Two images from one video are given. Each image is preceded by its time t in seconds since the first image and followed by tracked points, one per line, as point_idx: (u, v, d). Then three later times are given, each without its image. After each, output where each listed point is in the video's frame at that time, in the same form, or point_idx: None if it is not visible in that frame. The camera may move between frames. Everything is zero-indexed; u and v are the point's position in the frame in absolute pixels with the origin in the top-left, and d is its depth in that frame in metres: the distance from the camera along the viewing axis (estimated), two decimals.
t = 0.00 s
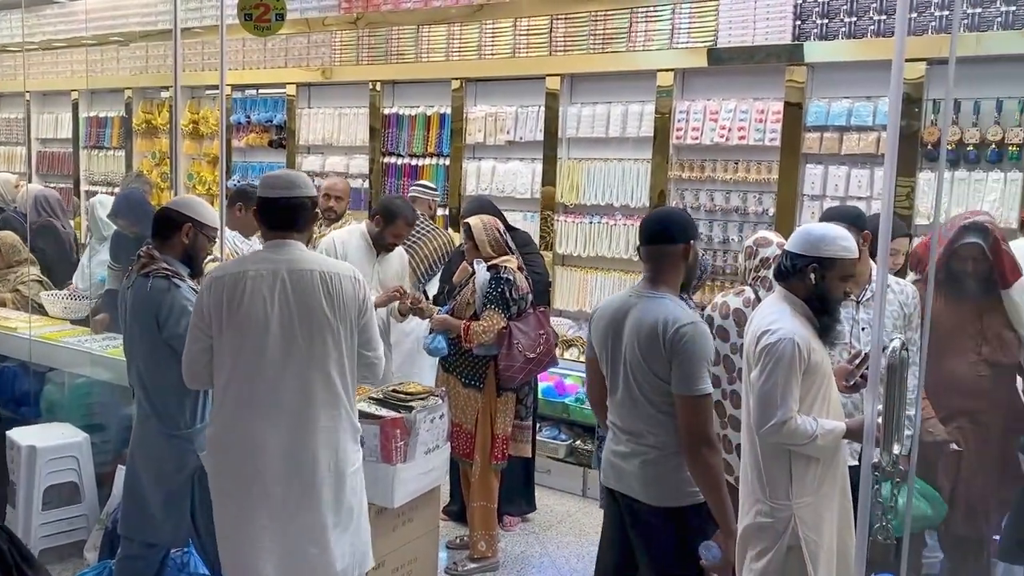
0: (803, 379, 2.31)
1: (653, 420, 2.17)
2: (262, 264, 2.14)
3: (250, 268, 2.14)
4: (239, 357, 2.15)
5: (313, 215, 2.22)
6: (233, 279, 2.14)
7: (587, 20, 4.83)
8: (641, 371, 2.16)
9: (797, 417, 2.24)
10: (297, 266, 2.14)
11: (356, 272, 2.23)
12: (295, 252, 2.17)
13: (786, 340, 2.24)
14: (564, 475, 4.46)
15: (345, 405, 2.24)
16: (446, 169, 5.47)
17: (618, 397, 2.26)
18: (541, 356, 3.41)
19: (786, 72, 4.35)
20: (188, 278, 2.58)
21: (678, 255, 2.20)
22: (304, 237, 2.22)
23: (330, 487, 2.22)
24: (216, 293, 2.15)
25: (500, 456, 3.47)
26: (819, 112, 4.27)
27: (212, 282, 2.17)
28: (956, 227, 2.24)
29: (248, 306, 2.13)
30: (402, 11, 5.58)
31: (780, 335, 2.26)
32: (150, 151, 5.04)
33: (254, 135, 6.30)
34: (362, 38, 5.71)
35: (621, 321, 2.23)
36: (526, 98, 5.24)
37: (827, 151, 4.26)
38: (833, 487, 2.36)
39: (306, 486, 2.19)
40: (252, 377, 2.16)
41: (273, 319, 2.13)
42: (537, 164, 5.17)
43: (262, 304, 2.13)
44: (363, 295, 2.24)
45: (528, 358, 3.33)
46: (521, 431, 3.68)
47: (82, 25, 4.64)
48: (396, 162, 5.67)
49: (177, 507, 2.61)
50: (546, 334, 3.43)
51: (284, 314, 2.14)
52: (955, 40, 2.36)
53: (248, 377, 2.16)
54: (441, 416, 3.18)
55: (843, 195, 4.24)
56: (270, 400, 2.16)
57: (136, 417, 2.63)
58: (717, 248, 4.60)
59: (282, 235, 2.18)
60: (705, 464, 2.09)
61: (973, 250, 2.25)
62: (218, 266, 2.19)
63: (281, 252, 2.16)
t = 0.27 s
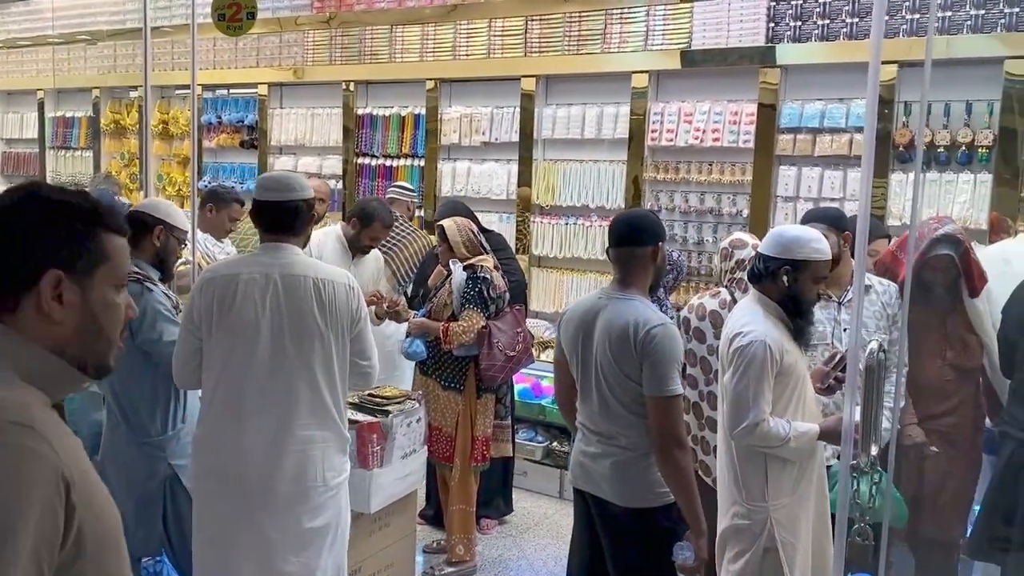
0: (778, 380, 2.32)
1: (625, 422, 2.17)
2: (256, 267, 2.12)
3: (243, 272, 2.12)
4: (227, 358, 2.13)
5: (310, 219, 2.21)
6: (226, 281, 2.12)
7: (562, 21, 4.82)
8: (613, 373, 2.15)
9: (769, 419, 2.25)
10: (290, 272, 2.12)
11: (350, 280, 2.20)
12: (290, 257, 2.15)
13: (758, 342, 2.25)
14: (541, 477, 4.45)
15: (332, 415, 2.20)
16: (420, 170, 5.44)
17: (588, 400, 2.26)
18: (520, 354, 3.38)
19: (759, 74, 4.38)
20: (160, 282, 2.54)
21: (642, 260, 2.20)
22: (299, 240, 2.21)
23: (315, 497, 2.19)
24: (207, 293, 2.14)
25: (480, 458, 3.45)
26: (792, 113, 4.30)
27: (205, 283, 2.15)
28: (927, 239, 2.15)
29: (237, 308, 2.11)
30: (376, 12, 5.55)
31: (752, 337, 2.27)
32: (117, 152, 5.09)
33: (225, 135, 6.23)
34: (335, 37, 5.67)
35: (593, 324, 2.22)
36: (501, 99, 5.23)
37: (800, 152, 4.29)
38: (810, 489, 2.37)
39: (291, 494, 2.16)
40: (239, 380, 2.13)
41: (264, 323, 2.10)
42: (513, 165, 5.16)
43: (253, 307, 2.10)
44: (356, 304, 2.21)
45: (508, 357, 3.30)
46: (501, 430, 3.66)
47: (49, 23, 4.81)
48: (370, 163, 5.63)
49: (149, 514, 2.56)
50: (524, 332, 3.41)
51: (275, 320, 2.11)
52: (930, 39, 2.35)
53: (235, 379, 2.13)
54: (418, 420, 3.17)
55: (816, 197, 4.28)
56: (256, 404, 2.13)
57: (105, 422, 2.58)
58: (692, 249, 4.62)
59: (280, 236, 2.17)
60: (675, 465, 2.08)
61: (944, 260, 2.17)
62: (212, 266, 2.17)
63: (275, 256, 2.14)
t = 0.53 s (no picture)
0: (754, 381, 2.32)
1: (605, 423, 2.15)
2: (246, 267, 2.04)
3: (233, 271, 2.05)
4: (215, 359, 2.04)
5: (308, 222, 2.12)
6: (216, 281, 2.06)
7: (535, 21, 4.81)
8: (596, 374, 2.14)
9: (746, 421, 2.24)
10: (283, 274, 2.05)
11: (343, 287, 2.15)
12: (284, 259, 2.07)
13: (735, 345, 2.25)
14: (517, 479, 4.43)
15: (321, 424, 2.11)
16: (393, 171, 5.40)
17: (564, 401, 2.24)
18: (497, 354, 3.37)
19: (732, 75, 4.40)
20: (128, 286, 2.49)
21: (618, 264, 2.20)
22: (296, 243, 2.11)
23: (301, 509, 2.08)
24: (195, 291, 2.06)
25: (459, 460, 3.43)
26: (765, 115, 4.33)
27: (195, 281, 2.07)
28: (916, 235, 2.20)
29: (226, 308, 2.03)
30: (347, 11, 5.50)
31: (727, 340, 2.27)
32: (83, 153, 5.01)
33: (194, 135, 6.14)
34: (306, 36, 5.61)
35: (575, 324, 2.19)
36: (475, 100, 5.20)
37: (773, 154, 4.32)
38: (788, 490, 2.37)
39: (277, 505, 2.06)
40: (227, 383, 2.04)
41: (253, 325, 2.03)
42: (487, 165, 5.14)
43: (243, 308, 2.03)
44: (349, 311, 2.17)
45: (486, 357, 3.28)
46: (479, 432, 3.64)
47: (12, 20, 4.69)
48: (341, 163, 5.57)
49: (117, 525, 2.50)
50: (499, 331, 3.40)
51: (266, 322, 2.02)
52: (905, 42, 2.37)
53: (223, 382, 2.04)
54: (393, 423, 3.14)
55: (789, 198, 4.31)
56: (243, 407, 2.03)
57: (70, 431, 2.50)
58: (667, 250, 4.64)
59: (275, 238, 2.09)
60: (655, 465, 2.08)
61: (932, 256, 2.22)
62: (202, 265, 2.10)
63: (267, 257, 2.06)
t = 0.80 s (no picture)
0: (732, 381, 2.33)
1: (605, 424, 2.19)
2: (229, 270, 2.03)
3: (217, 274, 2.04)
4: (202, 363, 2.05)
5: (293, 224, 2.03)
6: (200, 283, 2.04)
7: (508, 21, 4.80)
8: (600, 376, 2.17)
9: (723, 421, 2.25)
10: (265, 276, 2.02)
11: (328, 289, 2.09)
12: (269, 262, 2.04)
13: (713, 345, 2.26)
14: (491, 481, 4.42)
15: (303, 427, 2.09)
16: (364, 170, 5.36)
17: (558, 404, 2.24)
18: (473, 355, 3.34)
19: (704, 77, 4.43)
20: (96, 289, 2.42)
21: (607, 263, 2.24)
22: (285, 245, 2.06)
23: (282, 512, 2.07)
24: (182, 293, 2.06)
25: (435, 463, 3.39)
26: (736, 116, 4.36)
27: (182, 283, 2.07)
28: (891, 233, 2.39)
29: (213, 311, 2.03)
30: (316, 10, 5.45)
31: (706, 340, 2.28)
32: (45, 152, 4.86)
33: (160, 134, 6.04)
34: (275, 35, 5.56)
35: (585, 328, 2.18)
36: (447, 99, 5.18)
37: (744, 154, 4.36)
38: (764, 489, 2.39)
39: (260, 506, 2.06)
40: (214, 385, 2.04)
41: (236, 327, 2.02)
42: (460, 165, 5.12)
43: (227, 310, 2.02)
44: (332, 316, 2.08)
45: (462, 357, 3.25)
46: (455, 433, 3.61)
47: None
48: (311, 163, 5.51)
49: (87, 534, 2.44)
50: (475, 332, 3.37)
51: (246, 325, 2.02)
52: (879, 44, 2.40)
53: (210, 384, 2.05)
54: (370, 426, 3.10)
55: (760, 199, 4.35)
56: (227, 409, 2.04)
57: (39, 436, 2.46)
58: (640, 250, 4.66)
59: (257, 239, 2.03)
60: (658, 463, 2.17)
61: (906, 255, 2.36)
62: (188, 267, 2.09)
63: (253, 260, 2.03)
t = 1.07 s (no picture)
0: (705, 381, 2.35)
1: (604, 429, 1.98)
2: (201, 273, 1.97)
3: (188, 277, 1.97)
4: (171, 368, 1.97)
5: (270, 224, 2.02)
6: (170, 286, 1.98)
7: (478, 22, 4.80)
8: (605, 387, 1.96)
9: (696, 419, 2.27)
10: (235, 281, 1.95)
11: (300, 294, 2.02)
12: (242, 265, 1.98)
13: (686, 345, 2.27)
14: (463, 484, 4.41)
15: (274, 435, 2.03)
16: (334, 171, 5.32)
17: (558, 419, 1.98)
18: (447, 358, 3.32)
19: (674, 78, 4.46)
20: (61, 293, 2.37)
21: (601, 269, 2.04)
22: (259, 248, 2.02)
23: (252, 521, 2.01)
24: (153, 298, 1.99)
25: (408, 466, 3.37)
26: (705, 118, 4.39)
27: (152, 286, 2.00)
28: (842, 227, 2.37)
29: (182, 315, 1.96)
30: (285, 9, 5.41)
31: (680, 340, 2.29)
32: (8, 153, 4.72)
33: (126, 135, 5.96)
34: (243, 34, 5.50)
35: (601, 343, 1.95)
36: (417, 100, 5.17)
37: (713, 155, 4.39)
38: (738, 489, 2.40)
39: (228, 516, 1.99)
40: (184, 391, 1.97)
41: (206, 331, 1.95)
42: (431, 166, 5.10)
43: (198, 314, 1.95)
44: (305, 322, 2.02)
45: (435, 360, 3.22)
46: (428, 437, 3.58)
47: None
48: (280, 164, 5.46)
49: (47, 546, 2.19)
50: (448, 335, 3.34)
51: (215, 332, 1.95)
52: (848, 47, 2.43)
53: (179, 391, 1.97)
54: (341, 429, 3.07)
55: (729, 200, 4.39)
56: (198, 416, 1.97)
57: None
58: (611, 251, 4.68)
59: (227, 242, 2.00)
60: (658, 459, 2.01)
61: (856, 248, 2.37)
62: (159, 271, 2.02)
63: (226, 262, 1.98)
